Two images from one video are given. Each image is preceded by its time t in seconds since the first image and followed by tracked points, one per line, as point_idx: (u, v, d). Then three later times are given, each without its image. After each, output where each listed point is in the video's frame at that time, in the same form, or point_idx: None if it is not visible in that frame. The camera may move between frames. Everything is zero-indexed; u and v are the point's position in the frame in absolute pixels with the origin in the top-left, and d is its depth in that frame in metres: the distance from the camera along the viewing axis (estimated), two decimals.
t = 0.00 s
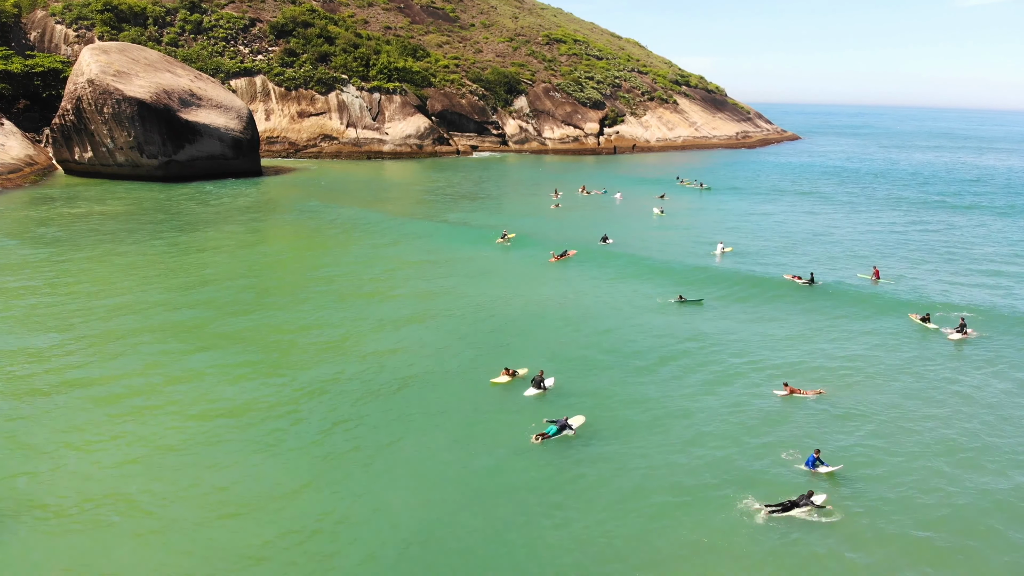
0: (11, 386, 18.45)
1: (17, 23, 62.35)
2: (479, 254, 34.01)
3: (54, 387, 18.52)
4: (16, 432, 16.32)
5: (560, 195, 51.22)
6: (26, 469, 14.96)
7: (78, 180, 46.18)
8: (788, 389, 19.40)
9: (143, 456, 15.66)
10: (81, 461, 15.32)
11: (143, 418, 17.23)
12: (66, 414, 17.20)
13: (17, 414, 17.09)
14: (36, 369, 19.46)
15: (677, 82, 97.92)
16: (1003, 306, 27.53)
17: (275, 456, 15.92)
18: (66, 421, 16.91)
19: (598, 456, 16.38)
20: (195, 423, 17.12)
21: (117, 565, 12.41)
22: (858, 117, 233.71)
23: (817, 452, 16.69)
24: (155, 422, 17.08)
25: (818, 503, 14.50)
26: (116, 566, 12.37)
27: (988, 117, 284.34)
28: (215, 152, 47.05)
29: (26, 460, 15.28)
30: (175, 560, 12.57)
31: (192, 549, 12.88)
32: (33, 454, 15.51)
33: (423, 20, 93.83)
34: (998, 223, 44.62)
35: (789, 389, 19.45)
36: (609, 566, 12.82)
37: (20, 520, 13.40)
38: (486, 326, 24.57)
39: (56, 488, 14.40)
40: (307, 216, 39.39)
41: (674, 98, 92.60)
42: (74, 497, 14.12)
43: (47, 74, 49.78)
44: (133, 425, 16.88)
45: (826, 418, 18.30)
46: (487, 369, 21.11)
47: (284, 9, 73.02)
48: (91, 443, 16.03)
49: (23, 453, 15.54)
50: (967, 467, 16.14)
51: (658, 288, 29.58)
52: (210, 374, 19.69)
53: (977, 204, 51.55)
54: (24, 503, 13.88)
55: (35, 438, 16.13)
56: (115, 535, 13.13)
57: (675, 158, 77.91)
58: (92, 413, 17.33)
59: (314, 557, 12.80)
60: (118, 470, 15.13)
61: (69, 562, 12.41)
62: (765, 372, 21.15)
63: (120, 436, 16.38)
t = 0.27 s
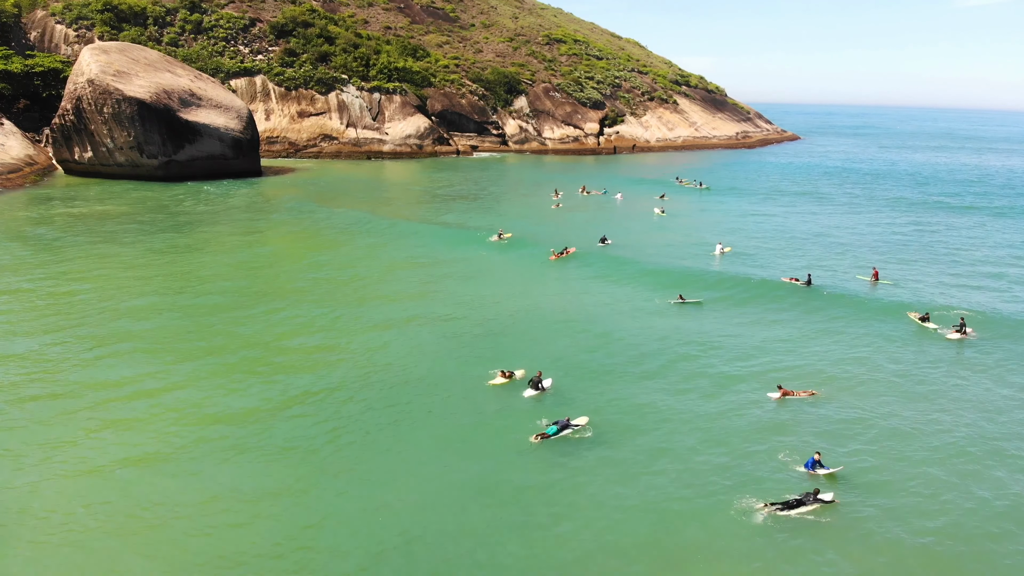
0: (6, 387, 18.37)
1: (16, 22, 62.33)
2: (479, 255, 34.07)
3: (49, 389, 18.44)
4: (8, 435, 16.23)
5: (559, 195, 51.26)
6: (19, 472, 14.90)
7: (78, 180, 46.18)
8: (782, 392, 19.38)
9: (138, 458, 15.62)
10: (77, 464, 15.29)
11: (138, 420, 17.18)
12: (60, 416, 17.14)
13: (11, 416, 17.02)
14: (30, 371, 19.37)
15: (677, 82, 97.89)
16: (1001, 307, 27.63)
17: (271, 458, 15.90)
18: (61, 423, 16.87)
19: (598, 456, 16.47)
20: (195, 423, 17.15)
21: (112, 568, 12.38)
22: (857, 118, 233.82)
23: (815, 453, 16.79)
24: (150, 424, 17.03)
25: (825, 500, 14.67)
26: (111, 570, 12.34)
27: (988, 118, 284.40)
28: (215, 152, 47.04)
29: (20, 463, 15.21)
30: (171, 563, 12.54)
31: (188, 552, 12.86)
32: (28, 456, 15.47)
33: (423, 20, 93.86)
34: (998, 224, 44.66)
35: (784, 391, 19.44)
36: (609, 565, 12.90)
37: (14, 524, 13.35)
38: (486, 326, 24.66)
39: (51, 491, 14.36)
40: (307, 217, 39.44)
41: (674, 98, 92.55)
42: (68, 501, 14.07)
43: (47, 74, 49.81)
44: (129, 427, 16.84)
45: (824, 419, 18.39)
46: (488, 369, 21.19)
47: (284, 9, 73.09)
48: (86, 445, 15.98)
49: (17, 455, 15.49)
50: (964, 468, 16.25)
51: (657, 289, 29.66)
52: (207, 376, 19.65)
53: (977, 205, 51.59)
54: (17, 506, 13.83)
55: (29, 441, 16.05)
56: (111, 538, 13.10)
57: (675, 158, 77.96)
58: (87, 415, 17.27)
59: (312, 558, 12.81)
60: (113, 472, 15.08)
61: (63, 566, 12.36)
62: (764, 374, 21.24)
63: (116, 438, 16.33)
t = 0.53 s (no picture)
0: None
1: (16, 22, 62.28)
2: (480, 255, 34.13)
3: (41, 389, 18.33)
4: None
5: (560, 196, 51.36)
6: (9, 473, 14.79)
7: (78, 180, 46.14)
8: (778, 393, 19.43)
9: (131, 459, 15.53)
10: (68, 464, 15.19)
11: (130, 421, 17.09)
12: (51, 417, 17.02)
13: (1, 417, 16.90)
14: (22, 371, 19.24)
15: (677, 82, 97.89)
16: (1000, 309, 27.72)
17: (266, 458, 15.87)
18: (53, 423, 16.78)
19: (599, 456, 16.55)
20: (196, 422, 17.16)
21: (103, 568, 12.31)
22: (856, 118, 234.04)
23: (814, 453, 16.88)
24: (142, 425, 16.93)
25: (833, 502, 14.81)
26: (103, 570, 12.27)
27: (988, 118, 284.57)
28: (215, 152, 47.00)
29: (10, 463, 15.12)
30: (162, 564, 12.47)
31: (181, 551, 12.82)
32: (18, 456, 15.37)
33: (423, 20, 93.90)
34: (998, 225, 44.69)
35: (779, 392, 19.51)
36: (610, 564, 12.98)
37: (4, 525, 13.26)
38: (487, 326, 24.72)
39: (40, 492, 14.23)
40: (308, 217, 39.50)
41: (674, 98, 92.55)
42: (59, 502, 13.97)
43: (47, 74, 49.81)
44: (120, 428, 16.73)
45: (824, 420, 18.50)
46: (488, 370, 21.23)
47: (284, 9, 73.15)
48: (77, 446, 15.89)
49: (6, 456, 15.38)
50: (963, 468, 16.34)
51: (657, 290, 29.72)
52: (200, 375, 19.62)
53: (977, 206, 51.62)
54: (6, 508, 13.72)
55: (25, 441, 15.99)
56: (102, 538, 13.03)
57: (675, 158, 78.00)
58: (79, 415, 17.17)
59: (308, 558, 12.79)
60: (105, 473, 15.00)
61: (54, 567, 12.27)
62: (764, 375, 21.32)
63: (107, 438, 16.25)
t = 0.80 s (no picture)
0: None
1: (21, 22, 62.46)
2: (484, 255, 34.14)
3: (41, 390, 18.31)
4: None
5: (565, 196, 51.75)
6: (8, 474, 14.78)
7: (83, 180, 46.25)
8: (777, 394, 19.44)
9: (129, 460, 15.49)
10: (67, 466, 15.17)
11: (129, 422, 17.05)
12: (50, 418, 16.99)
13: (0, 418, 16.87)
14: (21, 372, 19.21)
15: (681, 82, 97.71)
16: (1004, 311, 27.66)
17: (265, 459, 15.82)
18: (52, 424, 16.76)
19: (605, 457, 16.53)
20: (200, 422, 17.19)
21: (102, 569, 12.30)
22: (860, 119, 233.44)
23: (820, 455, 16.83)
24: (141, 426, 16.90)
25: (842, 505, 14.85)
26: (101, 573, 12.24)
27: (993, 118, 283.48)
28: (220, 152, 47.06)
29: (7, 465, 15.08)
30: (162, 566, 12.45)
31: (180, 553, 12.80)
32: (17, 458, 15.35)
33: (427, 20, 93.98)
34: (1003, 226, 44.53)
35: (777, 392, 19.55)
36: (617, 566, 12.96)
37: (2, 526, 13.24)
38: (492, 327, 24.71)
39: (38, 494, 14.20)
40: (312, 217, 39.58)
41: (678, 98, 92.37)
42: (57, 504, 13.94)
43: (52, 74, 49.99)
44: (118, 429, 16.70)
45: (829, 423, 18.44)
46: (493, 370, 21.22)
47: (289, 9, 73.33)
48: (76, 447, 15.85)
49: (7, 457, 15.38)
50: (968, 471, 16.32)
51: (660, 291, 29.72)
52: (200, 376, 19.58)
53: (983, 207, 51.43)
54: (6, 508, 13.73)
55: (29, 441, 16.01)
56: (100, 540, 13.00)
57: (679, 158, 77.90)
58: (78, 416, 17.13)
59: (308, 559, 12.77)
60: (104, 474, 14.97)
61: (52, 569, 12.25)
62: (770, 377, 21.26)
63: (106, 439, 16.22)
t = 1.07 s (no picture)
0: (4, 388, 18.24)
1: (36, 23, 63.00)
2: (495, 255, 34.09)
3: (49, 389, 18.29)
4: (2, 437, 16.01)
5: (576, 196, 51.82)
6: (14, 474, 14.72)
7: (96, 179, 46.53)
8: (785, 396, 19.23)
9: (135, 459, 15.42)
10: (73, 465, 15.11)
11: (136, 421, 16.98)
12: (57, 418, 16.94)
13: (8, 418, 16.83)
14: (30, 371, 19.21)
15: (693, 82, 97.12)
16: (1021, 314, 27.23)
17: (272, 459, 15.72)
18: (59, 423, 16.72)
19: (617, 457, 16.43)
20: (207, 421, 17.14)
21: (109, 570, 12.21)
22: (873, 119, 231.43)
23: (835, 457, 16.65)
24: (148, 426, 16.83)
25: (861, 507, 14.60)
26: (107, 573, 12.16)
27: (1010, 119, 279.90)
28: (232, 152, 47.19)
29: (14, 464, 15.02)
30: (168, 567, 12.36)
31: (186, 552, 12.72)
32: (24, 457, 15.33)
33: (438, 20, 94.05)
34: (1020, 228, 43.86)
35: (785, 393, 19.37)
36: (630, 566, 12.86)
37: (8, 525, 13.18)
38: (503, 327, 24.64)
39: (44, 493, 14.13)
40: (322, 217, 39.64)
41: (690, 98, 91.81)
42: (63, 504, 13.86)
43: (66, 74, 50.41)
44: (125, 429, 16.64)
45: (844, 425, 18.24)
46: (504, 370, 21.16)
47: (301, 9, 73.64)
48: (82, 447, 15.79)
49: (15, 455, 15.39)
50: (984, 476, 16.01)
51: (671, 292, 29.52)
52: (207, 376, 19.52)
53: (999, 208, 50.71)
54: (12, 506, 13.70)
55: (37, 440, 15.98)
56: (107, 540, 12.93)
57: (691, 159, 77.42)
58: (85, 416, 17.08)
59: (315, 560, 12.65)
60: (110, 474, 14.89)
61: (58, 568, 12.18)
62: (783, 378, 21.07)
63: (112, 439, 16.15)
